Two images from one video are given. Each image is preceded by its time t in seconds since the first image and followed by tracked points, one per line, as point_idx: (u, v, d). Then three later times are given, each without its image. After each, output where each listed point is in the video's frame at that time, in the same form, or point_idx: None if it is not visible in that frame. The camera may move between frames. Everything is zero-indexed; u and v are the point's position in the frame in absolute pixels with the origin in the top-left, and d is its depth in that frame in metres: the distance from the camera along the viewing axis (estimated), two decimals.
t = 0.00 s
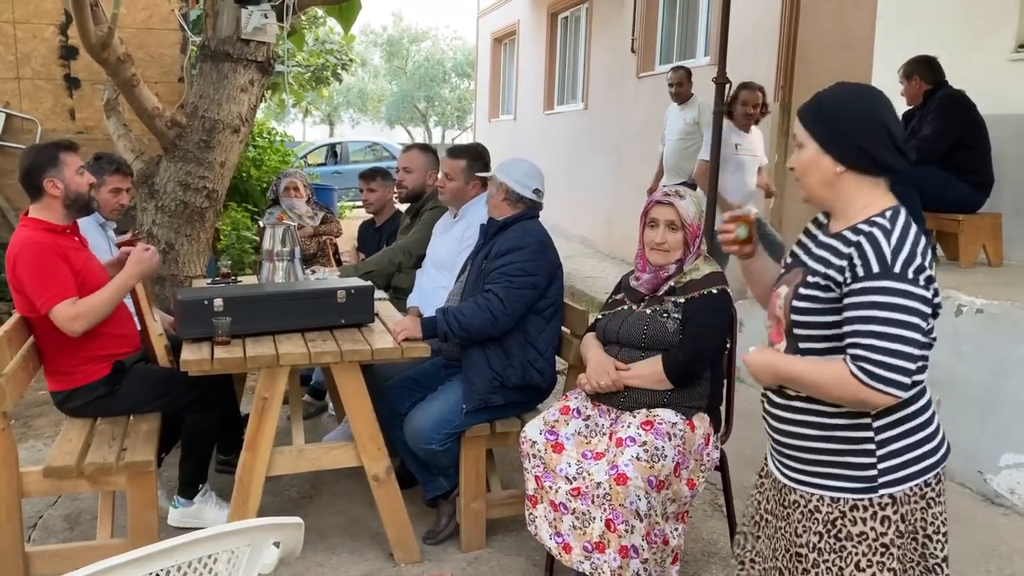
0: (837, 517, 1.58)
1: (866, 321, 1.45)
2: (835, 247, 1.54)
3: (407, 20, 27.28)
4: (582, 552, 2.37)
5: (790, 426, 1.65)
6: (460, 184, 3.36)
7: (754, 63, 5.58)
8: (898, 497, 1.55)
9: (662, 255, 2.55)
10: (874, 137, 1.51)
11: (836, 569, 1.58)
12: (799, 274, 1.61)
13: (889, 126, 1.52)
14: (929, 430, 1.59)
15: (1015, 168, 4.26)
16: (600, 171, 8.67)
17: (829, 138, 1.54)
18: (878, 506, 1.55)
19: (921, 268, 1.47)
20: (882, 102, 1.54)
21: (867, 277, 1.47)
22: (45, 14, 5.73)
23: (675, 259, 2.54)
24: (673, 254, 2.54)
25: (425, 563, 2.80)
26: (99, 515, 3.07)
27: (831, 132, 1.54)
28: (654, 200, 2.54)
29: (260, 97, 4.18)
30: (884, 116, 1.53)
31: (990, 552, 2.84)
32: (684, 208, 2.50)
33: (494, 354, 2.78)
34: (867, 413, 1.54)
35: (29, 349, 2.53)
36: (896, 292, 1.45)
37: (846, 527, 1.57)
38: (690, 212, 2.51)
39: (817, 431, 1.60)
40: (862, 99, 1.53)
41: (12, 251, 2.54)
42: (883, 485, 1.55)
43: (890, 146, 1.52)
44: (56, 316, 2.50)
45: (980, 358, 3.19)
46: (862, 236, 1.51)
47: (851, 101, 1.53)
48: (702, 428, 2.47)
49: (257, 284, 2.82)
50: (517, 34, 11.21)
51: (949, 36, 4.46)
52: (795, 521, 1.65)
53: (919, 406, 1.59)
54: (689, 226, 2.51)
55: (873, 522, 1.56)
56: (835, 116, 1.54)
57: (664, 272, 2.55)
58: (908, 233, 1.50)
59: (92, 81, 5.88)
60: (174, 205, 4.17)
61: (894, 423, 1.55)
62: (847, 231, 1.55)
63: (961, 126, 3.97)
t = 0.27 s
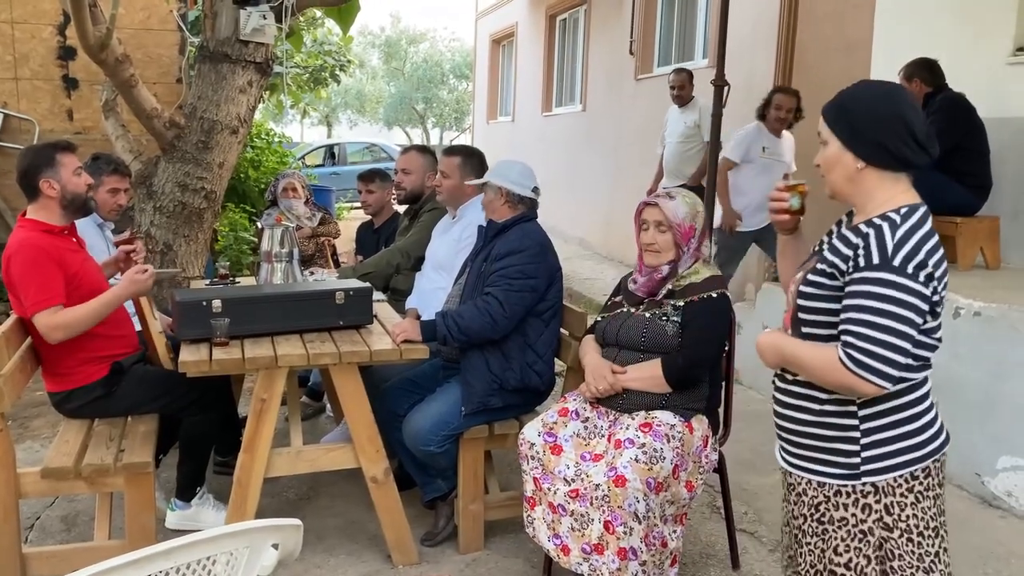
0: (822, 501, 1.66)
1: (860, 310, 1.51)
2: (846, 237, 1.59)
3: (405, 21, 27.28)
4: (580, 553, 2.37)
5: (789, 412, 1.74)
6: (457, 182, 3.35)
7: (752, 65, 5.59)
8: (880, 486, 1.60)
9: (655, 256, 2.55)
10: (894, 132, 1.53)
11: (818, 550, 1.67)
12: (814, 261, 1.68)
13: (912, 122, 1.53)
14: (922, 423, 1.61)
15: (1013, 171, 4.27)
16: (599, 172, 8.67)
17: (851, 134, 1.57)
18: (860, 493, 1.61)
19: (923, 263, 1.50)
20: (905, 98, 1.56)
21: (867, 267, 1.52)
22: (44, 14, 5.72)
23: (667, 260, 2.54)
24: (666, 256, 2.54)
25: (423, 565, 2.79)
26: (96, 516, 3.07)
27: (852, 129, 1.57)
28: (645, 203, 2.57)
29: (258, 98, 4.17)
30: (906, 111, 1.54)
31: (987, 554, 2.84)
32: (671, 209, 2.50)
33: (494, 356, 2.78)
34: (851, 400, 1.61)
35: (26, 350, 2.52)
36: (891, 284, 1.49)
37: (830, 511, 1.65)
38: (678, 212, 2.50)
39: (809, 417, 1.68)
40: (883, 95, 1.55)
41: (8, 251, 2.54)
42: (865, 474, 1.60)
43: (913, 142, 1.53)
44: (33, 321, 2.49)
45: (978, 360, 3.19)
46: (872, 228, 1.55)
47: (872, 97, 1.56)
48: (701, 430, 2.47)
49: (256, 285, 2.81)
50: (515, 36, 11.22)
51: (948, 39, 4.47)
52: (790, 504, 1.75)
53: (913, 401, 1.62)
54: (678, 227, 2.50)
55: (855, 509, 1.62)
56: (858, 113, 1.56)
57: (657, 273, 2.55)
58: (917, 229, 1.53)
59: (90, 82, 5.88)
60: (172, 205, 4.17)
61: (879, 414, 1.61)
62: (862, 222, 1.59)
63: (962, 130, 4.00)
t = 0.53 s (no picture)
0: (827, 484, 1.75)
1: (861, 300, 1.60)
2: (858, 230, 1.68)
3: (404, 21, 27.25)
4: (579, 554, 2.38)
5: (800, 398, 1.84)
6: (457, 176, 3.36)
7: (751, 66, 5.59)
8: (881, 470, 1.68)
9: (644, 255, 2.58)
10: (910, 133, 1.61)
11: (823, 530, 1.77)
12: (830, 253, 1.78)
13: (926, 122, 1.61)
14: (923, 411, 1.68)
15: (1012, 172, 4.27)
16: (598, 172, 8.67)
17: (865, 134, 1.65)
18: (862, 477, 1.70)
19: (926, 257, 1.58)
20: (920, 99, 1.64)
21: (872, 259, 1.61)
22: (42, 13, 5.71)
23: (654, 259, 2.56)
24: (653, 255, 2.56)
25: (421, 565, 2.79)
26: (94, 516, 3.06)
27: (868, 129, 1.65)
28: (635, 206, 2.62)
29: (257, 97, 4.17)
30: (921, 112, 1.62)
31: (986, 555, 2.84)
32: (653, 208, 2.53)
33: (493, 357, 2.78)
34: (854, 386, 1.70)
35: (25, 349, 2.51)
36: (891, 276, 1.58)
37: (834, 493, 1.74)
38: (659, 211, 2.52)
39: (816, 403, 1.78)
40: (900, 97, 1.63)
41: (6, 249, 2.54)
42: (866, 458, 1.69)
43: (926, 141, 1.62)
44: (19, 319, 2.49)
45: (976, 361, 3.20)
46: (881, 223, 1.64)
47: (889, 99, 1.64)
48: (700, 430, 2.47)
49: (253, 284, 2.81)
50: (514, 36, 11.22)
51: (947, 40, 4.47)
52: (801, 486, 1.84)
53: (915, 390, 1.69)
54: (660, 226, 2.52)
55: (857, 491, 1.71)
56: (873, 113, 1.65)
57: (646, 272, 2.58)
58: (925, 224, 1.60)
59: (89, 80, 5.87)
60: (171, 204, 4.16)
61: (881, 400, 1.69)
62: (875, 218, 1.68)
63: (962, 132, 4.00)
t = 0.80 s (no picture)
0: (844, 472, 1.81)
1: (875, 295, 1.67)
2: (876, 227, 1.75)
3: (404, 19, 27.22)
4: (578, 554, 2.37)
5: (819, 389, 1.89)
6: (458, 175, 3.35)
7: (752, 65, 5.59)
8: (897, 458, 1.74)
9: (645, 254, 2.59)
10: (923, 133, 1.67)
11: (838, 518, 1.82)
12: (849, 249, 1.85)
13: (941, 122, 1.67)
14: (940, 402, 1.74)
15: (1012, 172, 4.27)
16: (597, 171, 8.67)
17: (880, 135, 1.72)
18: (878, 465, 1.75)
19: (939, 252, 1.64)
20: (935, 100, 1.69)
21: (886, 255, 1.68)
22: (40, 10, 5.70)
23: (655, 259, 2.57)
24: (654, 254, 2.57)
25: (421, 564, 2.79)
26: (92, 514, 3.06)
27: (882, 129, 1.71)
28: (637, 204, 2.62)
29: (256, 95, 4.16)
30: (935, 112, 1.67)
31: (985, 555, 2.84)
32: (653, 208, 2.54)
33: (492, 358, 2.78)
34: (872, 377, 1.75)
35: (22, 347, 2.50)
36: (904, 272, 1.64)
37: (850, 482, 1.80)
38: (660, 211, 2.53)
39: (835, 395, 1.83)
40: (914, 98, 1.69)
41: (9, 246, 2.53)
42: (882, 446, 1.75)
43: (941, 141, 1.67)
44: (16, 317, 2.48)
45: (976, 361, 3.20)
46: (896, 219, 1.70)
47: (903, 100, 1.70)
48: (700, 430, 2.46)
49: (252, 282, 2.80)
50: (513, 34, 11.20)
51: (947, 39, 4.47)
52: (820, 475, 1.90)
53: (931, 381, 1.74)
54: (661, 225, 2.52)
55: (873, 479, 1.76)
56: (888, 114, 1.71)
57: (646, 272, 2.59)
58: (939, 220, 1.66)
59: (87, 78, 5.86)
60: (169, 202, 4.16)
61: (898, 391, 1.75)
62: (892, 214, 1.75)
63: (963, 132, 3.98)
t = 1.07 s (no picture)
0: (853, 465, 1.84)
1: (885, 293, 1.71)
2: (888, 227, 1.79)
3: (403, 18, 27.21)
4: (577, 553, 2.38)
5: (832, 384, 1.93)
6: (458, 175, 3.35)
7: (752, 64, 5.59)
8: (907, 453, 1.77)
9: (645, 254, 2.60)
10: (932, 135, 1.71)
11: (841, 509, 1.85)
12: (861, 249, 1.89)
13: (949, 125, 1.70)
14: (953, 400, 1.78)
15: (1011, 171, 4.27)
16: (597, 171, 8.67)
17: (890, 138, 1.76)
18: (887, 459, 1.79)
19: (948, 250, 1.67)
20: (945, 102, 1.73)
21: (896, 254, 1.72)
22: (40, 9, 5.69)
23: (655, 259, 2.57)
24: (654, 254, 2.57)
25: (420, 563, 2.79)
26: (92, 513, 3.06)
27: (892, 132, 1.76)
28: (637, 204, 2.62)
29: (256, 94, 4.16)
30: (945, 115, 1.71)
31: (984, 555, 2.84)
32: (654, 207, 2.54)
33: (493, 361, 2.78)
34: (887, 373, 1.79)
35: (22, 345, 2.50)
36: (913, 270, 1.68)
37: (857, 474, 1.83)
38: (661, 210, 2.53)
39: (850, 390, 1.87)
40: (923, 101, 1.73)
41: (16, 243, 2.53)
42: (894, 442, 1.78)
43: (950, 142, 1.71)
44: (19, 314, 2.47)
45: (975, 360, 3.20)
46: (906, 219, 1.74)
47: (912, 103, 1.74)
48: (699, 430, 2.47)
49: (252, 282, 2.80)
50: (513, 33, 11.20)
51: (947, 39, 4.46)
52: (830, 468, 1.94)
53: (943, 380, 1.78)
54: (661, 225, 2.52)
55: (881, 473, 1.80)
56: (898, 117, 1.75)
57: (647, 271, 2.59)
58: (949, 219, 1.69)
59: (87, 77, 5.86)
60: (169, 201, 4.16)
61: (912, 388, 1.78)
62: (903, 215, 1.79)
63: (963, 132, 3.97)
